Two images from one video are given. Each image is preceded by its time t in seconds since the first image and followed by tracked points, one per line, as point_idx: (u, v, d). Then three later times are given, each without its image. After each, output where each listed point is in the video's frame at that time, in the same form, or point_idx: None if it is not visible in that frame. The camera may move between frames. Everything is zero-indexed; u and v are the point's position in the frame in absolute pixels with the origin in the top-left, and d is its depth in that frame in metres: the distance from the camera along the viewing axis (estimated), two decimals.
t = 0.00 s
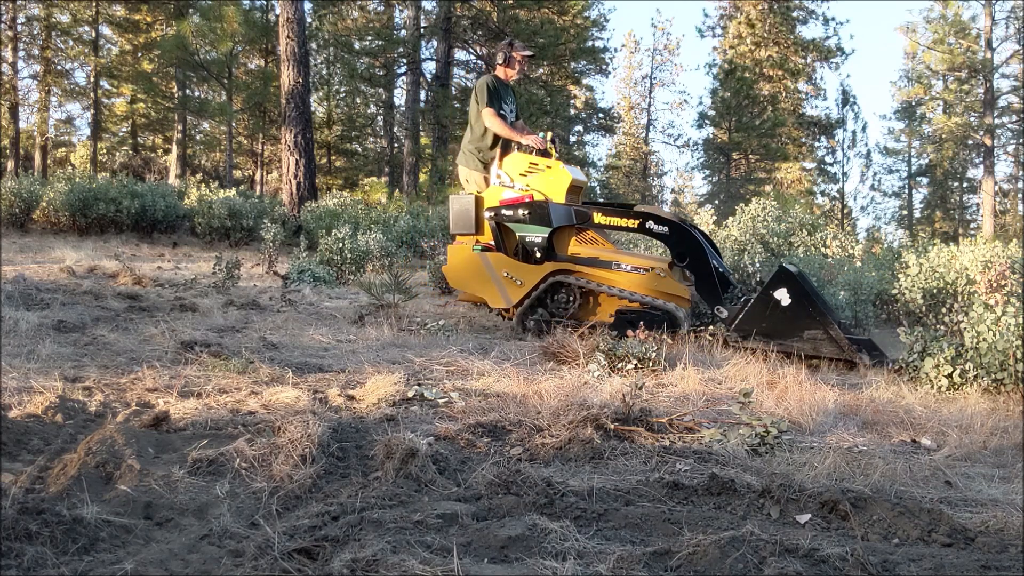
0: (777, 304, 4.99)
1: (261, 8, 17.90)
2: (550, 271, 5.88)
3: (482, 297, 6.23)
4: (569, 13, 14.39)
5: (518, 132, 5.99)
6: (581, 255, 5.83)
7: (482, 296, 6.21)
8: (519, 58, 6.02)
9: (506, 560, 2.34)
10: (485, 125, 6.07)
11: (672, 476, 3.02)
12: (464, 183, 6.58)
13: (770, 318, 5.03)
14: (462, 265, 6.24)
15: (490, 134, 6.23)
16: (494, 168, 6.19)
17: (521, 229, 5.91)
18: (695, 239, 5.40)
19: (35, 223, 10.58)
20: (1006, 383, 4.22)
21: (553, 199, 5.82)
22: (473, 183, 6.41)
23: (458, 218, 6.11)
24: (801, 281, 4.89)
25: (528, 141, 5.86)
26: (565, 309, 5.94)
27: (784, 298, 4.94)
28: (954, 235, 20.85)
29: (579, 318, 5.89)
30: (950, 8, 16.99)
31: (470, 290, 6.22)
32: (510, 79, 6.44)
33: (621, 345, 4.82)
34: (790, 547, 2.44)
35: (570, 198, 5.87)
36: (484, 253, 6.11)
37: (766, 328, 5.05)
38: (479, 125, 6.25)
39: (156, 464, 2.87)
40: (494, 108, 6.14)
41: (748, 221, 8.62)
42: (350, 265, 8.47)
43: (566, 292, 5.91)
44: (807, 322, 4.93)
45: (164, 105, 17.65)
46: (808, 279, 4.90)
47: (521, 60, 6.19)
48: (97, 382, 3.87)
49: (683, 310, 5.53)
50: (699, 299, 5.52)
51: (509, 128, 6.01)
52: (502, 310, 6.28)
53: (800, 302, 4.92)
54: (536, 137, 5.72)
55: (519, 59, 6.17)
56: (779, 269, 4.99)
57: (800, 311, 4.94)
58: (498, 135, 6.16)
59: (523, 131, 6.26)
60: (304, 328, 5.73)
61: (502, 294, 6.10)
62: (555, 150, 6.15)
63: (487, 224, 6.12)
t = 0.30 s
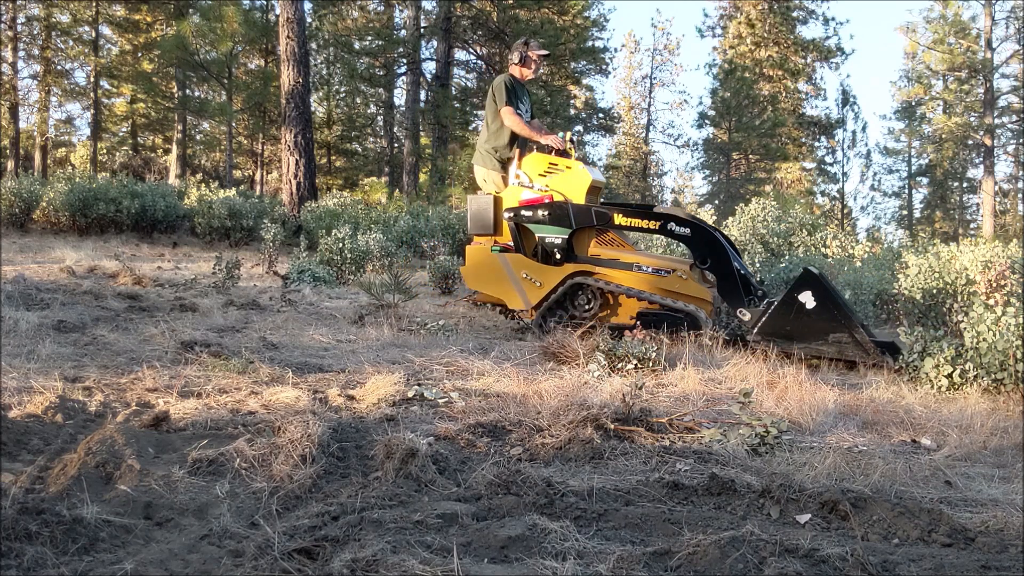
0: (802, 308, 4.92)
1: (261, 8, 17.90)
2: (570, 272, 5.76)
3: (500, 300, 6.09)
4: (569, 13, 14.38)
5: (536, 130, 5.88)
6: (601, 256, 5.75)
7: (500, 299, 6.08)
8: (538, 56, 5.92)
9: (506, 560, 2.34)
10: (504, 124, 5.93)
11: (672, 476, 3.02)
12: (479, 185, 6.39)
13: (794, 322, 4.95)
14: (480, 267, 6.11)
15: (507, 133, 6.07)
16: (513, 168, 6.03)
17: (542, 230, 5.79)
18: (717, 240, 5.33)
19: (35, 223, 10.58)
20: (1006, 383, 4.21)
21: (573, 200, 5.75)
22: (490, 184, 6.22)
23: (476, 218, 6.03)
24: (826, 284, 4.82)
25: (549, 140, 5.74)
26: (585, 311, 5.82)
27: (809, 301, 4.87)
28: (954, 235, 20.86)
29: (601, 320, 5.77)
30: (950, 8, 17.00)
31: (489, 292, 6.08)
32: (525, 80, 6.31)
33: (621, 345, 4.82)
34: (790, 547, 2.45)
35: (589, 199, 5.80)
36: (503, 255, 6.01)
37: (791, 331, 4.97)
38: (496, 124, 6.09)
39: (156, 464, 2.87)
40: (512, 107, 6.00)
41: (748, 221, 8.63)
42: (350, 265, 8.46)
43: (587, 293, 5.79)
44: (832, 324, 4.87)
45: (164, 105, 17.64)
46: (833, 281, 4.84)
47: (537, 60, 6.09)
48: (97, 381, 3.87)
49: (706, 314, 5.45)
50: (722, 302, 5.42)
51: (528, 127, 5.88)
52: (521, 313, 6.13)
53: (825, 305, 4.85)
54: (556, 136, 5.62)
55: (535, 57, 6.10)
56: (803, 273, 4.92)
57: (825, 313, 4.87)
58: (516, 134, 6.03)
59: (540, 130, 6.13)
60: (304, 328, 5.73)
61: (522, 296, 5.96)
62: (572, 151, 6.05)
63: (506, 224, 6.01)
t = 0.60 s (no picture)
0: (836, 311, 4.86)
1: (261, 8, 17.90)
2: (598, 274, 5.66)
3: (527, 301, 6.01)
4: (569, 13, 14.36)
5: (564, 130, 5.72)
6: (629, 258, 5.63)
7: (527, 300, 6.00)
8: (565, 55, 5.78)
9: (506, 560, 2.34)
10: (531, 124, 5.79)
11: (672, 476, 3.02)
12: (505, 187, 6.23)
13: (827, 325, 4.89)
14: (506, 268, 6.02)
15: (534, 134, 5.94)
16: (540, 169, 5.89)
17: (571, 232, 5.68)
18: (749, 243, 5.16)
19: (36, 223, 10.59)
20: (1006, 383, 4.21)
21: (602, 202, 5.63)
22: (517, 185, 6.06)
23: (504, 220, 5.90)
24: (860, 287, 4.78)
25: (578, 141, 5.62)
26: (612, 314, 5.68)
27: (844, 304, 4.80)
28: (954, 236, 20.85)
29: (627, 324, 5.65)
30: (950, 7, 16.99)
31: (516, 293, 6.00)
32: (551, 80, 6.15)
33: (621, 345, 4.82)
34: (790, 547, 2.44)
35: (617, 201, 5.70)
36: (530, 256, 5.91)
37: (824, 335, 4.91)
38: (523, 124, 5.94)
39: (156, 464, 2.87)
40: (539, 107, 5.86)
41: (749, 221, 8.63)
42: (350, 265, 8.45)
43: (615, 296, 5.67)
44: (866, 328, 4.83)
45: (164, 105, 17.63)
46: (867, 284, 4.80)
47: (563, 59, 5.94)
48: (97, 382, 3.87)
49: (737, 319, 5.28)
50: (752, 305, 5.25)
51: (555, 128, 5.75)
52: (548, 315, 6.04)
53: (860, 309, 4.80)
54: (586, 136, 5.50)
55: (561, 55, 5.92)
56: (836, 276, 4.88)
57: (859, 317, 4.82)
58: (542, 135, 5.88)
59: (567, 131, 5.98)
60: (304, 329, 5.73)
61: (550, 298, 5.88)
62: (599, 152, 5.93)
63: (533, 225, 5.89)
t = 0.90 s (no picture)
0: (870, 310, 4.76)
1: (261, 8, 17.91)
2: (625, 278, 5.57)
3: (552, 307, 5.88)
4: (569, 13, 14.37)
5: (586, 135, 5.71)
6: (656, 260, 5.55)
7: (553, 306, 5.87)
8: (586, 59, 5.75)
9: (506, 560, 2.34)
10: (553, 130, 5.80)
11: (672, 476, 3.03)
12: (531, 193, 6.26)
13: (862, 324, 4.79)
14: (530, 275, 5.90)
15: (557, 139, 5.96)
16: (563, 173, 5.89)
17: (596, 235, 5.59)
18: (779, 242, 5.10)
19: (35, 223, 10.59)
20: (1006, 384, 4.22)
21: (626, 204, 5.55)
22: (541, 190, 6.09)
23: (527, 225, 5.83)
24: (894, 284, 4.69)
25: (599, 145, 5.58)
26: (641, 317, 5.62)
27: (878, 301, 4.71)
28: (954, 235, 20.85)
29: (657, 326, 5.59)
30: (950, 8, 17.01)
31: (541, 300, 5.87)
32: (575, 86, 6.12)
33: (621, 345, 4.83)
34: (790, 547, 2.44)
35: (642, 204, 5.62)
36: (555, 261, 5.81)
37: (858, 334, 4.81)
38: (546, 130, 5.96)
39: (156, 464, 2.87)
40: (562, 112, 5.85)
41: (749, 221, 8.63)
42: (349, 265, 8.45)
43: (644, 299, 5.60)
44: (902, 325, 4.72)
45: (164, 105, 17.64)
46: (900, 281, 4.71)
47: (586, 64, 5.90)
48: (97, 382, 3.87)
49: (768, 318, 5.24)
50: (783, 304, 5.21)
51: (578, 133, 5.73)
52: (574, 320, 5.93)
53: (895, 306, 4.70)
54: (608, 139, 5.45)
55: (583, 60, 5.88)
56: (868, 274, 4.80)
57: (894, 315, 4.73)
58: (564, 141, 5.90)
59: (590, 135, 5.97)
60: (304, 329, 5.73)
61: (575, 303, 5.77)
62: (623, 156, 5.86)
63: (557, 230, 5.79)
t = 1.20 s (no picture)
0: (903, 312, 4.77)
1: (261, 8, 17.91)
2: (652, 280, 5.48)
3: (579, 309, 5.80)
4: (569, 13, 14.38)
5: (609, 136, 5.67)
6: (683, 262, 5.48)
7: (579, 308, 5.78)
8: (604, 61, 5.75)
9: (506, 560, 2.34)
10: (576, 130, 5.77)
11: (672, 476, 3.02)
12: (547, 194, 6.26)
13: (894, 327, 4.79)
14: (556, 276, 5.82)
15: (575, 141, 5.96)
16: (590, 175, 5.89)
17: (623, 237, 5.45)
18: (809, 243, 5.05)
19: (35, 223, 10.59)
20: (1006, 384, 4.20)
21: (654, 206, 5.47)
22: (557, 192, 6.10)
23: (553, 226, 5.70)
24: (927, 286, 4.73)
25: (626, 146, 5.53)
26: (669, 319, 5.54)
27: (911, 304, 4.73)
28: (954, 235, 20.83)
29: (686, 330, 5.52)
30: (950, 8, 17.01)
31: (567, 302, 5.80)
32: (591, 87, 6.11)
33: (621, 345, 4.82)
34: (790, 547, 2.44)
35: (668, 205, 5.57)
36: (582, 263, 5.70)
37: (890, 337, 4.81)
38: (564, 132, 5.96)
39: (156, 464, 2.87)
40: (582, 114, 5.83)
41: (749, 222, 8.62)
42: (349, 265, 8.45)
43: (672, 301, 5.52)
44: (933, 328, 4.74)
45: (164, 105, 17.65)
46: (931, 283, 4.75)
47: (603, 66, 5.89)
48: (97, 381, 3.87)
49: (799, 322, 5.17)
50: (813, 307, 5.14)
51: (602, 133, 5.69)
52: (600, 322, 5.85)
53: (928, 308, 4.73)
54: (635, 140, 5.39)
55: (599, 62, 5.87)
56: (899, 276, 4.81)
57: (925, 317, 4.75)
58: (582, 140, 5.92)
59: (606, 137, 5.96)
60: (304, 328, 5.73)
61: (602, 305, 5.67)
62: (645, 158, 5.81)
63: (583, 232, 5.67)
